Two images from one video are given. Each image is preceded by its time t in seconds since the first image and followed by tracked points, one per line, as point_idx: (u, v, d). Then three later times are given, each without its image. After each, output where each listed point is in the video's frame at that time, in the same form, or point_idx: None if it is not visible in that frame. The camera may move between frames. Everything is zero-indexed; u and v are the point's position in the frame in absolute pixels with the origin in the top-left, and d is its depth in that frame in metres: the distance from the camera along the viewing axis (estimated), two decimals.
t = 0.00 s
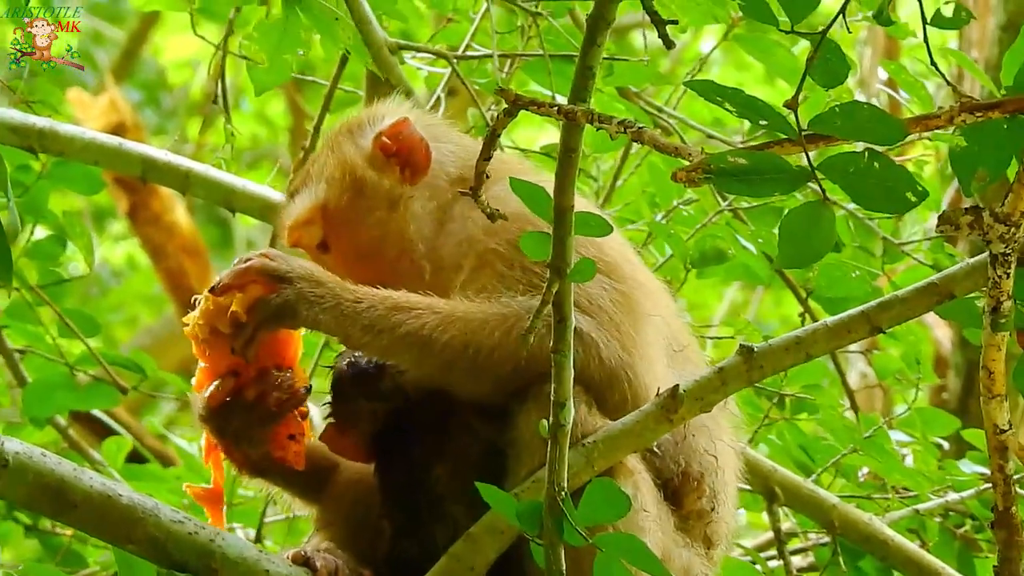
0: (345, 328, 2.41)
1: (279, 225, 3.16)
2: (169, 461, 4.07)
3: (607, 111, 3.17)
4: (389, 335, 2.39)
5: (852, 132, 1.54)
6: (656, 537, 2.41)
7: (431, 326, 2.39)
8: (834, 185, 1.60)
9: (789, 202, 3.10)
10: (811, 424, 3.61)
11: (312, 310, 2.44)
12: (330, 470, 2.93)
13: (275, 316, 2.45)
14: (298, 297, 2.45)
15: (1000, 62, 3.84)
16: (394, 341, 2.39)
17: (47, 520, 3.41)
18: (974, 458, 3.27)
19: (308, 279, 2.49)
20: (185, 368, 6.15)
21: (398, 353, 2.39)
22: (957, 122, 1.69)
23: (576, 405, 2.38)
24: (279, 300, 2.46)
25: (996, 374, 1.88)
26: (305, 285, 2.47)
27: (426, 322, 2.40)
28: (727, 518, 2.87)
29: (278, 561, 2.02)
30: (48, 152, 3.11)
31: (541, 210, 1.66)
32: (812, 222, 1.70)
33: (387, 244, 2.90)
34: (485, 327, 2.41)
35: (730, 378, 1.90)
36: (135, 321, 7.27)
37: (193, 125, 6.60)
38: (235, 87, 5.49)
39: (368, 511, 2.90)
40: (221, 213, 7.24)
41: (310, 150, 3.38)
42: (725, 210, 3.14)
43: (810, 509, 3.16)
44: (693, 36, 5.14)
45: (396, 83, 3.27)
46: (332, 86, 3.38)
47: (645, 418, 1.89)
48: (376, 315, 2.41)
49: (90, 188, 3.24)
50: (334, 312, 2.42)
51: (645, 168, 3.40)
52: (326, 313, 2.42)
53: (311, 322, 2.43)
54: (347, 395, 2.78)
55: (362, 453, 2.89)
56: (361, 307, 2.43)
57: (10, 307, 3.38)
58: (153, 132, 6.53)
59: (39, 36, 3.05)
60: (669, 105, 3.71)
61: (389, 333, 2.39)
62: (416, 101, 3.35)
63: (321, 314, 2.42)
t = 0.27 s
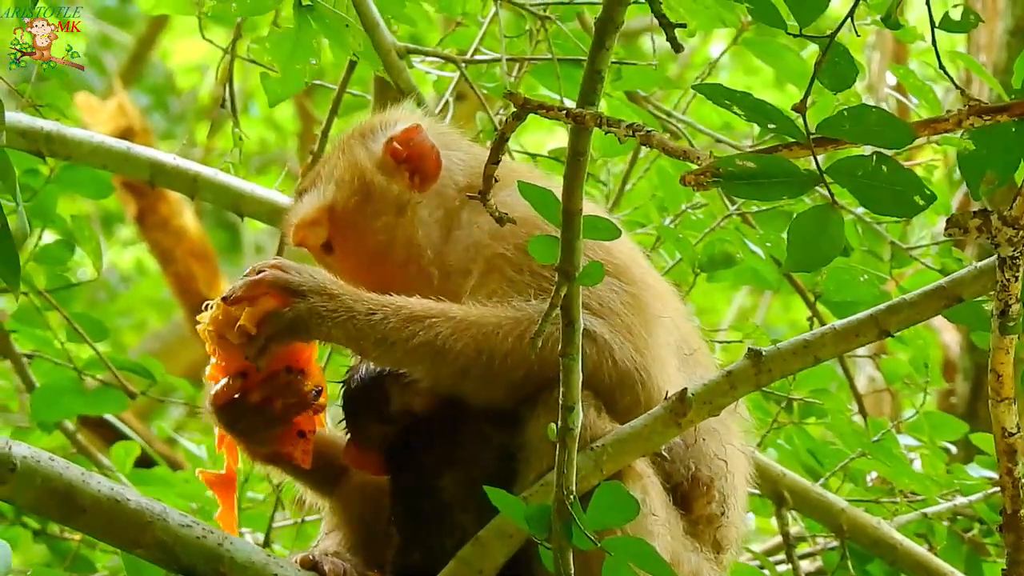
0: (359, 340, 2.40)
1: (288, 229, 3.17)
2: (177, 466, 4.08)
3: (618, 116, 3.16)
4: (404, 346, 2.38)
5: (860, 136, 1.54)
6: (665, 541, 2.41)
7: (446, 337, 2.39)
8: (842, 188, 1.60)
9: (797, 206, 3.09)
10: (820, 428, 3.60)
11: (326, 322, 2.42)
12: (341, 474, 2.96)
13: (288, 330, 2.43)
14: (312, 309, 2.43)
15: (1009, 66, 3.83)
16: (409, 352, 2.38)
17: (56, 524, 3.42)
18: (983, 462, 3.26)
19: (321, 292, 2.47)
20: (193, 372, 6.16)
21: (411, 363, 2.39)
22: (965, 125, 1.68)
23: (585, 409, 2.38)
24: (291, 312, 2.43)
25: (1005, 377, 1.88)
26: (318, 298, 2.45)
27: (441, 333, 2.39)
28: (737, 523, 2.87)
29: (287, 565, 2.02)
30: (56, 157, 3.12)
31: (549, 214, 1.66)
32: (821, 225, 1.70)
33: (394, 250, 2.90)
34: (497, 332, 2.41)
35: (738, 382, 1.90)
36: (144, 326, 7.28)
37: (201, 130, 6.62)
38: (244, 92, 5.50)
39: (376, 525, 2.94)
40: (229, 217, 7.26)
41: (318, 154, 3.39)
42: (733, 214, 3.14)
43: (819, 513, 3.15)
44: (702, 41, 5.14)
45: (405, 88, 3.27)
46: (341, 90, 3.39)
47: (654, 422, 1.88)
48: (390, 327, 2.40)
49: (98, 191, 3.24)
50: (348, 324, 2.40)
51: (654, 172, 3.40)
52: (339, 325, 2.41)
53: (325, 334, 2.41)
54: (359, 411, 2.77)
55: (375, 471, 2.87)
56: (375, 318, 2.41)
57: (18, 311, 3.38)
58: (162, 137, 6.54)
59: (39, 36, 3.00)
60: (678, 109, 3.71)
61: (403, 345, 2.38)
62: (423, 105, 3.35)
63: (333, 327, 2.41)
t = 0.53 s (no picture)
0: (366, 362, 2.43)
1: (290, 228, 3.17)
2: (179, 465, 4.08)
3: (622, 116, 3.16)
4: (412, 364, 2.40)
5: (865, 134, 1.54)
6: (668, 540, 2.42)
7: (451, 355, 2.40)
8: (846, 188, 1.59)
9: (800, 205, 3.09)
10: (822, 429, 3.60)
11: (333, 349, 2.44)
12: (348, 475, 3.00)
13: (296, 360, 2.45)
14: (317, 337, 2.45)
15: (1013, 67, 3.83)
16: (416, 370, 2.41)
17: (58, 523, 3.42)
18: (985, 462, 3.25)
19: (324, 319, 2.48)
20: (196, 371, 6.17)
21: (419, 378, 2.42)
22: (970, 124, 1.68)
23: (588, 409, 2.37)
24: (298, 343, 2.45)
25: (1007, 377, 1.87)
26: (322, 326, 2.46)
27: (446, 349, 2.40)
28: (740, 529, 2.90)
29: (289, 565, 2.03)
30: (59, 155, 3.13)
31: (552, 212, 1.66)
32: (825, 225, 1.70)
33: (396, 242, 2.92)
34: (502, 337, 2.41)
35: (741, 382, 1.90)
36: (146, 326, 7.29)
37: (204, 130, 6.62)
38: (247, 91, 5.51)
39: (382, 525, 2.93)
40: (232, 217, 7.27)
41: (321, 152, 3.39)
42: (736, 213, 3.15)
43: (821, 512, 3.15)
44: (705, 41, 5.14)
45: (408, 86, 3.27)
46: (344, 88, 3.39)
47: (656, 421, 1.88)
48: (396, 348, 2.41)
49: (101, 189, 3.24)
50: (354, 350, 2.43)
51: (657, 172, 3.40)
52: (346, 349, 2.43)
53: (333, 359, 2.44)
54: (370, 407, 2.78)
55: (384, 470, 2.88)
56: (380, 340, 2.43)
57: (20, 309, 3.38)
58: (164, 136, 6.55)
59: (38, 35, 3.03)
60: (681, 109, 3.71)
61: (409, 364, 2.41)
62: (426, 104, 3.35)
63: (340, 352, 2.43)
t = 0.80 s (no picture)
0: (374, 348, 2.42)
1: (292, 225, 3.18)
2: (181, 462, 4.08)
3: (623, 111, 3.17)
4: (417, 355, 2.41)
5: (866, 130, 1.54)
6: (670, 537, 2.42)
7: (457, 348, 2.40)
8: (848, 183, 1.60)
9: (802, 202, 3.09)
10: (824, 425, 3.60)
11: (341, 329, 2.43)
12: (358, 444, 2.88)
13: (305, 332, 2.44)
14: (328, 316, 2.43)
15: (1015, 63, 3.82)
16: (425, 358, 2.40)
17: (60, 520, 3.43)
18: (987, 459, 3.25)
19: (337, 298, 2.44)
20: (198, 369, 6.17)
21: (426, 367, 2.42)
22: (971, 120, 1.67)
23: (589, 405, 2.37)
24: (308, 316, 2.44)
25: (1009, 373, 1.87)
26: (333, 305, 2.43)
27: (453, 342, 2.40)
28: (745, 507, 2.90)
29: (291, 561, 2.03)
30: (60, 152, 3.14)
31: (555, 208, 1.65)
32: (828, 221, 1.69)
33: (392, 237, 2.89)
34: (510, 332, 2.40)
35: (743, 378, 1.89)
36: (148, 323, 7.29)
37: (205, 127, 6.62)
38: (248, 88, 5.50)
39: (384, 519, 2.94)
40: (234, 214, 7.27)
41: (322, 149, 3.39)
42: (738, 209, 3.15)
43: (823, 509, 3.15)
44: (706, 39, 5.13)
45: (410, 83, 3.27)
46: (346, 85, 3.39)
47: (658, 417, 1.88)
48: (403, 337, 2.40)
49: (102, 186, 3.25)
50: (362, 332, 2.42)
51: (659, 169, 3.40)
52: (354, 332, 2.42)
53: (341, 338, 2.44)
54: (380, 397, 2.76)
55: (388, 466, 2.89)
56: (387, 329, 2.41)
57: (22, 307, 3.38)
58: (166, 134, 6.54)
59: (39, 35, 3.04)
60: (683, 106, 3.70)
61: (416, 353, 2.40)
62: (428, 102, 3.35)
63: (347, 334, 2.43)
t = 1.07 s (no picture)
0: (370, 358, 2.41)
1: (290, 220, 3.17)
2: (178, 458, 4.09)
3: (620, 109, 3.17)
4: (413, 361, 2.42)
5: (863, 127, 1.54)
6: (667, 534, 2.42)
7: (454, 354, 2.40)
8: (844, 180, 1.60)
9: (800, 199, 3.09)
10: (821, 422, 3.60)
11: (337, 344, 2.42)
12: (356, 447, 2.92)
13: (298, 353, 2.42)
14: (322, 335, 2.40)
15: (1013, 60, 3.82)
16: (423, 363, 2.41)
17: (56, 514, 3.42)
18: (983, 456, 3.26)
19: (330, 316, 2.42)
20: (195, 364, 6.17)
21: (423, 370, 2.43)
22: (968, 118, 1.67)
23: (587, 402, 2.37)
24: (301, 335, 2.41)
25: (1006, 370, 1.87)
26: (326, 323, 2.41)
27: (450, 348, 2.40)
28: (745, 502, 2.91)
29: (288, 556, 2.04)
30: (58, 146, 3.13)
31: (552, 205, 1.65)
32: (825, 218, 1.69)
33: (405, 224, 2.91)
34: (508, 335, 2.39)
35: (741, 375, 1.89)
36: (145, 318, 7.29)
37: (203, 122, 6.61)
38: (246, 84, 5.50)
39: (383, 513, 2.94)
40: (231, 209, 7.26)
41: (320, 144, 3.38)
42: (736, 206, 3.15)
43: (820, 505, 3.16)
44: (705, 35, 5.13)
45: (408, 78, 3.27)
46: (344, 81, 3.39)
47: (656, 414, 1.88)
48: (399, 347, 2.40)
49: (99, 181, 3.24)
50: (358, 346, 2.41)
51: (656, 165, 3.40)
52: (350, 347, 2.41)
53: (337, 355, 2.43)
54: (383, 392, 2.81)
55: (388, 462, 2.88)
56: (384, 341, 2.40)
57: (19, 302, 3.38)
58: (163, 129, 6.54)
59: (39, 35, 3.08)
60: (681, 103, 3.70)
61: (412, 358, 2.41)
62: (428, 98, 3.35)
63: (344, 350, 2.42)
